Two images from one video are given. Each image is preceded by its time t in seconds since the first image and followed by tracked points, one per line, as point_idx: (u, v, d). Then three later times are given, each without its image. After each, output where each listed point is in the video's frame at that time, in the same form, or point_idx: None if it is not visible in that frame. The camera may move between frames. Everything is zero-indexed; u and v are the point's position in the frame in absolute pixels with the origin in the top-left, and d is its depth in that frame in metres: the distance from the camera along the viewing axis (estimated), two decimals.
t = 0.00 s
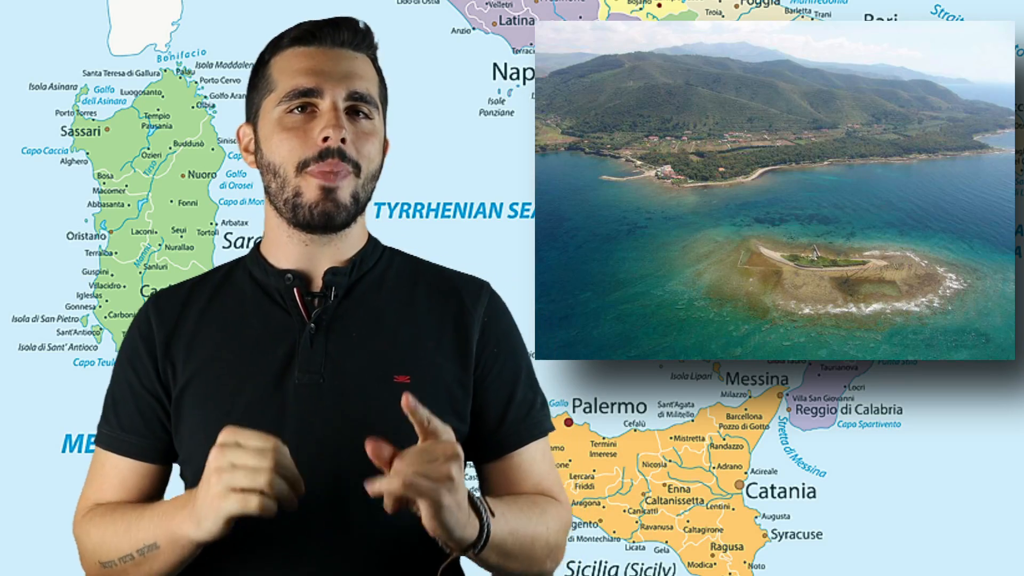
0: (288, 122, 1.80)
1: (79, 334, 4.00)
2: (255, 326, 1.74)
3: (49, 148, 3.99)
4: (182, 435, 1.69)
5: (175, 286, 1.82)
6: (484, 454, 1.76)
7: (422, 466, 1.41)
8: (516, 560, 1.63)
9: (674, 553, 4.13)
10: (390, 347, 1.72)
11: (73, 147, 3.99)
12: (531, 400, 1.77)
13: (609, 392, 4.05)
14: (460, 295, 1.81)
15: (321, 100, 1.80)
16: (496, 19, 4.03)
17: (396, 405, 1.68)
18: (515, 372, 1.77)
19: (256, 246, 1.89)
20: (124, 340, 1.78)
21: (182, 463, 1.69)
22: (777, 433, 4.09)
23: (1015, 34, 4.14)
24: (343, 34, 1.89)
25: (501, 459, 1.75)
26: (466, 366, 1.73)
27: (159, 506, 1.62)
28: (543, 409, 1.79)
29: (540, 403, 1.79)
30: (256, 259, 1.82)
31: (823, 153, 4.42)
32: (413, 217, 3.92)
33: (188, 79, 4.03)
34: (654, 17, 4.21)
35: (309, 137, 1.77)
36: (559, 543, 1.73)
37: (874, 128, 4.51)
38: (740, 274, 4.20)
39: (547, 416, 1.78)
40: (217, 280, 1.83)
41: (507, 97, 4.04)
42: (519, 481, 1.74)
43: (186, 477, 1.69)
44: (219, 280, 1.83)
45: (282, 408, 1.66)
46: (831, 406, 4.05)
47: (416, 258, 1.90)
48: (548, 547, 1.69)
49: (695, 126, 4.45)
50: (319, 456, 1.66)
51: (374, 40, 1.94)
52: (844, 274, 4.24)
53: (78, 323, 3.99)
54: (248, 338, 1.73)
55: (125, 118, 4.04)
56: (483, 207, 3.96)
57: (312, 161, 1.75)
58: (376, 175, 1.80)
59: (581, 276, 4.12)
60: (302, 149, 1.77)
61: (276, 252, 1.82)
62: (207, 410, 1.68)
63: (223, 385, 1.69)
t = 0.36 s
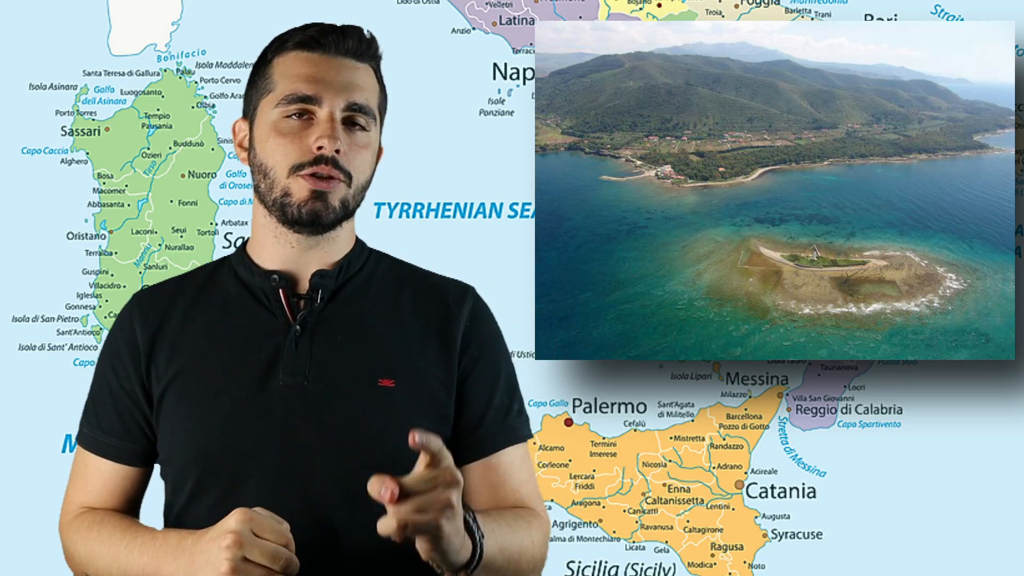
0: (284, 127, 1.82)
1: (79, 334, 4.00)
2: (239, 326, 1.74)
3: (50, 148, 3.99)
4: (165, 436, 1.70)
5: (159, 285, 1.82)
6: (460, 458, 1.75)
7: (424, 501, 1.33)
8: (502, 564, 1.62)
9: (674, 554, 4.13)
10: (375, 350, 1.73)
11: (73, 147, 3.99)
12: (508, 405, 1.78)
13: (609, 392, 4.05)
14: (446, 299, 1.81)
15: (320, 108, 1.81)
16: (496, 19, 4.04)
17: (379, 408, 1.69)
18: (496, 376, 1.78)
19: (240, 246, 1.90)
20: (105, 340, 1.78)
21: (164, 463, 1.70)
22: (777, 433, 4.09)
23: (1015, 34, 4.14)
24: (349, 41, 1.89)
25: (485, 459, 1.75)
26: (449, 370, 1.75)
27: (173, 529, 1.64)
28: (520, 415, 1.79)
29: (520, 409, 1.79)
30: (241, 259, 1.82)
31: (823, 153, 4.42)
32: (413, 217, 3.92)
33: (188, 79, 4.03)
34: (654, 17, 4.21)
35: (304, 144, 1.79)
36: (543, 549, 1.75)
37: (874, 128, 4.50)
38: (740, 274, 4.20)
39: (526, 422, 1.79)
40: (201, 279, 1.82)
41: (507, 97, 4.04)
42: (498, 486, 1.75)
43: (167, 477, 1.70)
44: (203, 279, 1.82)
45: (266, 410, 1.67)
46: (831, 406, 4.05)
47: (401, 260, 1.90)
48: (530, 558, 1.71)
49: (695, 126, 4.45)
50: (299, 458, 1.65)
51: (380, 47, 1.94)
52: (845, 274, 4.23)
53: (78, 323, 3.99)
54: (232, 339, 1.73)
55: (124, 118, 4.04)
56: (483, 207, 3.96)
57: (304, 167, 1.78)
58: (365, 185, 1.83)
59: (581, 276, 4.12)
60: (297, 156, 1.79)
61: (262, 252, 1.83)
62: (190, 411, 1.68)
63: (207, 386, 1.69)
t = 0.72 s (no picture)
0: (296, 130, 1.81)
1: (79, 334, 4.00)
2: (243, 329, 1.76)
3: (49, 148, 3.99)
4: (168, 438, 1.71)
5: (162, 286, 1.83)
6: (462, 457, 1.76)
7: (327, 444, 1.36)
8: (482, 553, 1.61)
9: (674, 553, 4.13)
10: (378, 352, 1.76)
11: (73, 147, 3.99)
12: (511, 403, 1.78)
13: (609, 392, 4.05)
14: (449, 301, 1.83)
15: (333, 113, 1.80)
16: (496, 19, 4.03)
17: (382, 409, 1.72)
18: (499, 375, 1.78)
19: (243, 246, 1.90)
20: (107, 341, 1.78)
21: (167, 465, 1.70)
22: (777, 433, 4.09)
23: (1015, 34, 4.15)
24: (366, 45, 1.87)
25: (490, 456, 1.74)
26: (450, 370, 1.76)
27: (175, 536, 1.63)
28: (525, 413, 1.80)
29: (523, 406, 1.80)
30: (245, 259, 1.84)
31: (823, 153, 4.41)
32: (413, 217, 3.92)
33: (188, 79, 4.03)
34: (654, 17, 4.21)
35: (316, 148, 1.78)
36: (543, 547, 1.70)
37: (874, 128, 4.50)
38: (740, 274, 4.20)
39: (530, 420, 1.79)
40: (204, 279, 1.84)
41: (507, 97, 4.04)
42: (505, 482, 1.73)
43: (170, 479, 1.70)
44: (206, 280, 1.83)
45: (271, 412, 1.69)
46: (831, 406, 4.05)
47: (404, 262, 1.92)
48: (522, 543, 1.66)
49: (695, 126, 4.45)
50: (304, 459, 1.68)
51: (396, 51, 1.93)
52: (845, 274, 4.24)
53: (78, 323, 3.99)
54: (236, 342, 1.75)
55: (124, 118, 4.04)
56: (483, 207, 3.96)
57: (314, 171, 1.77)
58: (373, 192, 1.82)
59: (581, 276, 4.12)
60: (307, 160, 1.78)
61: (266, 252, 1.83)
62: (194, 413, 1.69)
63: (211, 388, 1.70)
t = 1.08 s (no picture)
0: (301, 126, 1.80)
1: (79, 334, 4.00)
2: (255, 328, 1.73)
3: (49, 148, 3.99)
4: (182, 439, 1.69)
5: (174, 286, 1.81)
6: (480, 456, 1.75)
7: (388, 445, 1.32)
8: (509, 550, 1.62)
9: (674, 554, 4.13)
10: (392, 350, 1.72)
11: (73, 147, 3.99)
12: (529, 401, 1.77)
13: (609, 392, 4.05)
14: (462, 297, 1.81)
15: (336, 107, 1.80)
16: (496, 19, 4.03)
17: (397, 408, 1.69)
18: (515, 374, 1.77)
19: (254, 245, 1.89)
20: (120, 343, 1.77)
21: (181, 465, 1.68)
22: (777, 433, 4.09)
23: (1015, 34, 4.14)
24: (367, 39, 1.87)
25: (504, 456, 1.74)
26: (465, 368, 1.74)
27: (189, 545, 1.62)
28: (542, 410, 1.78)
29: (540, 404, 1.78)
30: (256, 258, 1.82)
31: (823, 153, 4.41)
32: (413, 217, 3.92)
33: (188, 79, 4.03)
34: (654, 17, 4.21)
35: (320, 144, 1.77)
36: (559, 544, 1.72)
37: (874, 128, 4.50)
38: (740, 274, 4.20)
39: (546, 416, 1.78)
40: (215, 279, 1.82)
41: (507, 97, 4.04)
42: (520, 481, 1.74)
43: (185, 480, 1.69)
44: (217, 279, 1.81)
45: (285, 412, 1.66)
46: (831, 406, 4.05)
47: (416, 259, 1.90)
48: (541, 544, 1.68)
49: (695, 126, 4.45)
50: (318, 459, 1.64)
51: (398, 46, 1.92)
52: (845, 274, 4.23)
53: (78, 323, 3.99)
54: (248, 341, 1.72)
55: (125, 118, 4.04)
56: (483, 207, 3.96)
57: (320, 167, 1.76)
58: (381, 185, 1.80)
59: (581, 276, 4.12)
60: (313, 156, 1.77)
61: (276, 251, 1.82)
62: (208, 413, 1.67)
63: (224, 388, 1.68)
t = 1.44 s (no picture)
0: (302, 126, 1.79)
1: (79, 334, 4.00)
2: (266, 332, 1.72)
3: (49, 148, 3.98)
4: (195, 443, 1.68)
5: (184, 290, 1.80)
6: (501, 457, 1.77)
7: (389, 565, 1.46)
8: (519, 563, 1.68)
9: (674, 554, 4.13)
10: (404, 351, 1.71)
11: (73, 147, 3.99)
12: (543, 401, 1.77)
13: (609, 392, 4.05)
14: (474, 297, 1.80)
15: (337, 106, 1.79)
16: (496, 19, 4.03)
17: (410, 409, 1.67)
18: (528, 373, 1.76)
19: (263, 246, 1.88)
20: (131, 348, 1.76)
21: (195, 469, 1.68)
22: (777, 433, 4.09)
23: (1015, 35, 4.15)
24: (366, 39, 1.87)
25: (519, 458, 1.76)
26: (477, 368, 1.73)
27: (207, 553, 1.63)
28: (554, 408, 1.79)
29: (551, 403, 1.79)
30: (265, 260, 1.81)
31: (823, 153, 4.41)
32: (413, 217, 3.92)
33: (188, 79, 4.03)
34: (654, 17, 4.21)
35: (323, 144, 1.77)
36: (568, 545, 1.77)
37: (874, 128, 4.50)
38: (740, 274, 4.20)
39: (557, 415, 1.79)
40: (226, 282, 1.81)
41: (507, 97, 4.04)
42: (529, 488, 1.77)
43: (198, 483, 1.68)
44: (227, 282, 1.80)
45: (296, 415, 1.65)
46: (831, 406, 4.04)
47: (424, 258, 1.89)
48: (551, 551, 1.72)
49: (695, 126, 4.45)
50: (332, 462, 1.63)
51: (397, 44, 1.92)
52: (845, 274, 4.24)
53: (78, 323, 3.99)
54: (259, 344, 1.70)
55: (125, 118, 4.04)
56: (483, 207, 3.96)
57: (323, 168, 1.75)
58: (387, 184, 1.80)
59: (581, 276, 4.12)
60: (315, 156, 1.77)
61: (285, 254, 1.80)
62: (220, 417, 1.66)
63: (236, 393, 1.67)
